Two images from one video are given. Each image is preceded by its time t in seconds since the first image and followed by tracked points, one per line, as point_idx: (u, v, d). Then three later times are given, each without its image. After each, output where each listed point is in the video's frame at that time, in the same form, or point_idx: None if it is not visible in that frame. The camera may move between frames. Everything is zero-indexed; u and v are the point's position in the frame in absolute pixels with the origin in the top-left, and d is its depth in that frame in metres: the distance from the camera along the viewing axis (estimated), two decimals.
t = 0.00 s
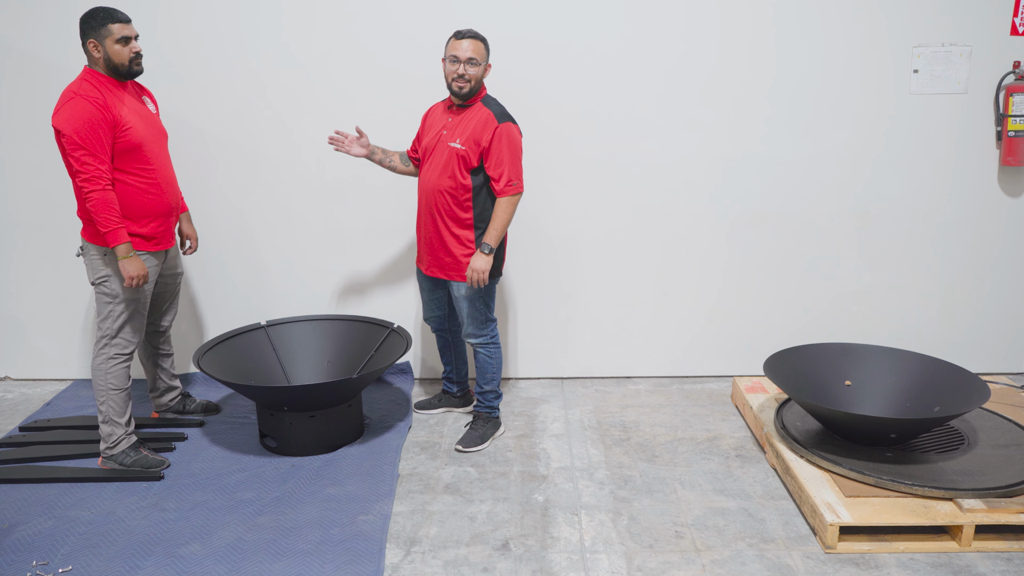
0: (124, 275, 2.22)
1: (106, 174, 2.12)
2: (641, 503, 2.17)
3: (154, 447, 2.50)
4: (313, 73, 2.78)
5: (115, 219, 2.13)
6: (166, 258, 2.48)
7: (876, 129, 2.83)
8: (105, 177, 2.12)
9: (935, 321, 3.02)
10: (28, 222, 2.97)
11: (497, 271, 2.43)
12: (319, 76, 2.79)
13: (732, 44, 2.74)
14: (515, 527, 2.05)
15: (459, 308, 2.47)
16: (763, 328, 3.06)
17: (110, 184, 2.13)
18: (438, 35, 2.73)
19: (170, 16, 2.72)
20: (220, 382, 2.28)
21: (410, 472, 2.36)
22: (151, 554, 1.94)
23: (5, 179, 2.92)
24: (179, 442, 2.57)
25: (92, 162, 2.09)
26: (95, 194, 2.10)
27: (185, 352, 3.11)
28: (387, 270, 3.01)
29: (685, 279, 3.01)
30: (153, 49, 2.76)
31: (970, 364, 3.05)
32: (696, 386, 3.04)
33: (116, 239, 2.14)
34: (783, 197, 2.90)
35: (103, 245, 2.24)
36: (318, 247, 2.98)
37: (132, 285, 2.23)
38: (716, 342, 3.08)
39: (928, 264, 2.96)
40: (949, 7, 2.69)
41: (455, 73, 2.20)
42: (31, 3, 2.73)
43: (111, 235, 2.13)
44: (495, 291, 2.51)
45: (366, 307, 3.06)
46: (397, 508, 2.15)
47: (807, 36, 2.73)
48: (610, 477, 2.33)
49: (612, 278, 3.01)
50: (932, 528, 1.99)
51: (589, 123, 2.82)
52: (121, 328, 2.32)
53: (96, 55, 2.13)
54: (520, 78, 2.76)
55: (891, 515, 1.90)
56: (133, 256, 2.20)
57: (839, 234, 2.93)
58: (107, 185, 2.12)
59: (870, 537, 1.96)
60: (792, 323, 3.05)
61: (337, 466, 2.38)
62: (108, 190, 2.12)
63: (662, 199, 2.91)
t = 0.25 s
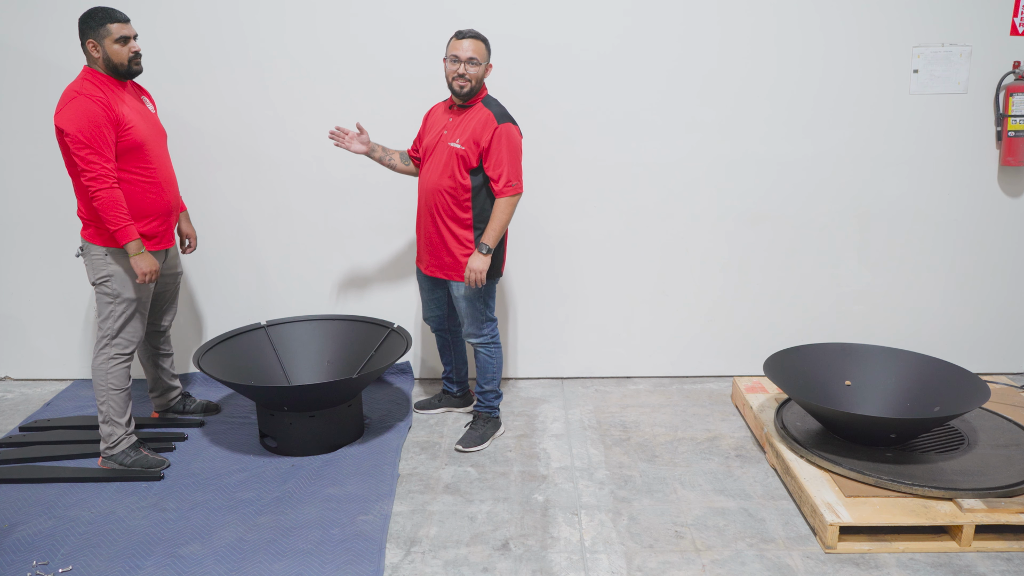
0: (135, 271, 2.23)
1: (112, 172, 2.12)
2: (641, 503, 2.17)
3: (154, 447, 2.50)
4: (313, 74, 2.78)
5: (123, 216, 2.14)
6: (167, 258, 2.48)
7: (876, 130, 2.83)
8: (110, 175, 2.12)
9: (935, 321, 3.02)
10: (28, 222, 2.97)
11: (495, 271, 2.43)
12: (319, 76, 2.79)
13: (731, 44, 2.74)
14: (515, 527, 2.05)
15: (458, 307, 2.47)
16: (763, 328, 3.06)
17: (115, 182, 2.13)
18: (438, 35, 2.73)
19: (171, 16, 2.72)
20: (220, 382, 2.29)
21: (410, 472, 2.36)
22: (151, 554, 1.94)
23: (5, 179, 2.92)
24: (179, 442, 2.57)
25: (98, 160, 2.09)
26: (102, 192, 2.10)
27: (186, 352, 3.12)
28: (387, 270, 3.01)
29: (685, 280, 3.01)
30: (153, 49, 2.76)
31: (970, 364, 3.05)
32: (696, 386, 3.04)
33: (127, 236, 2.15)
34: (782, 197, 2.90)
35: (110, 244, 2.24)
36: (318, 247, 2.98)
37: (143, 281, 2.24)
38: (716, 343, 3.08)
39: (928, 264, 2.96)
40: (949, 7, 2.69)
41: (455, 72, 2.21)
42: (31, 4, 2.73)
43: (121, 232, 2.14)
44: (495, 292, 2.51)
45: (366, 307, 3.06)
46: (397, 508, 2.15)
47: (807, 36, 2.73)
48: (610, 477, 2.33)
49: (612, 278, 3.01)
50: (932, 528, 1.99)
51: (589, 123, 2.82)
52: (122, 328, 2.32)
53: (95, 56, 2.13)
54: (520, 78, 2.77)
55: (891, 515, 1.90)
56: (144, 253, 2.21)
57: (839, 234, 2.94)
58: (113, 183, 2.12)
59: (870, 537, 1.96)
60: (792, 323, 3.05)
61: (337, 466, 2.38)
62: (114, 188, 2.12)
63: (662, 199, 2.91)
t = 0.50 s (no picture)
0: (140, 270, 2.24)
1: (115, 171, 2.12)
2: (641, 503, 2.17)
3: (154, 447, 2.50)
4: (313, 73, 2.78)
5: (127, 215, 2.14)
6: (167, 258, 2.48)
7: (876, 130, 2.83)
8: (113, 175, 2.12)
9: (935, 321, 3.02)
10: (28, 222, 2.97)
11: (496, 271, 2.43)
12: (319, 76, 2.79)
13: (731, 44, 2.74)
14: (515, 527, 2.05)
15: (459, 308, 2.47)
16: (763, 328, 3.06)
17: (118, 181, 2.14)
18: (438, 35, 2.73)
19: (170, 16, 2.72)
20: (220, 382, 2.29)
21: (410, 472, 2.36)
22: (151, 554, 1.94)
23: (5, 179, 2.92)
24: (179, 442, 2.57)
25: (100, 160, 2.09)
26: (106, 191, 2.10)
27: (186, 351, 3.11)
28: (387, 271, 3.01)
29: (685, 279, 3.01)
30: (153, 49, 2.76)
31: (970, 364, 3.05)
32: (696, 386, 3.04)
33: (132, 235, 2.15)
34: (782, 197, 2.90)
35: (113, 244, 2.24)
36: (318, 247, 2.98)
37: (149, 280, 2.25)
38: (716, 343, 3.08)
39: (928, 264, 2.96)
40: (949, 7, 2.69)
41: (454, 73, 2.21)
42: (31, 4, 2.73)
43: (127, 231, 2.14)
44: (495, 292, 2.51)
45: (366, 307, 3.06)
46: (397, 508, 2.15)
47: (807, 36, 2.73)
48: (610, 477, 2.33)
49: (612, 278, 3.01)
50: (932, 528, 1.99)
51: (589, 123, 2.82)
52: (123, 327, 2.32)
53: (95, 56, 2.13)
54: (520, 78, 2.77)
55: (891, 515, 1.90)
56: (149, 251, 2.22)
57: (839, 233, 2.94)
58: (116, 182, 2.12)
59: (870, 537, 1.96)
60: (792, 323, 3.05)
61: (337, 466, 2.38)
62: (117, 188, 2.12)
63: (662, 199, 2.91)
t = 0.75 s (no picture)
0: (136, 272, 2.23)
1: (113, 173, 2.12)
2: (641, 503, 2.17)
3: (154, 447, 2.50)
4: (313, 73, 2.78)
5: (124, 217, 2.14)
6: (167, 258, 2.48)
7: (876, 130, 2.83)
8: (111, 176, 2.12)
9: (935, 321, 3.02)
10: (28, 222, 2.97)
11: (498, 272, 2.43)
12: (319, 75, 2.79)
13: (731, 44, 2.74)
14: (515, 527, 2.06)
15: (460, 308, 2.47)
16: (763, 328, 3.06)
17: (116, 182, 2.13)
18: (437, 35, 2.73)
19: (170, 16, 2.72)
20: (220, 382, 2.29)
21: (410, 472, 2.36)
22: (151, 554, 1.94)
23: (5, 179, 2.92)
24: (179, 442, 2.57)
25: (98, 161, 2.09)
26: (103, 193, 2.10)
27: (186, 351, 3.12)
28: (387, 270, 3.01)
29: (685, 280, 3.01)
30: (153, 48, 2.76)
31: (969, 364, 3.05)
32: (696, 386, 3.04)
33: (126, 237, 2.14)
34: (782, 196, 2.90)
35: (110, 245, 2.24)
36: (318, 247, 2.98)
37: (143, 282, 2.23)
38: (716, 343, 3.09)
39: (927, 264, 2.96)
40: (948, 7, 2.69)
41: (453, 73, 2.20)
42: (31, 4, 2.73)
43: (122, 233, 2.14)
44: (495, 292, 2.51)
45: (366, 307, 3.06)
46: (397, 508, 2.16)
47: (807, 36, 2.73)
48: (610, 477, 2.33)
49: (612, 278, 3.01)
50: (932, 528, 1.99)
51: (589, 123, 2.82)
52: (122, 327, 2.32)
53: (95, 56, 2.13)
54: (520, 78, 2.77)
55: (891, 515, 1.90)
56: (144, 253, 2.21)
57: (839, 233, 2.94)
58: (114, 184, 2.12)
59: (870, 537, 1.96)
60: (792, 323, 3.05)
61: (337, 466, 2.38)
62: (115, 189, 2.12)
63: (662, 199, 2.91)
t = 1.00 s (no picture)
0: (129, 274, 2.22)
1: (110, 174, 2.12)
2: (641, 503, 2.17)
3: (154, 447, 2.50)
4: (313, 73, 2.79)
5: (119, 219, 2.13)
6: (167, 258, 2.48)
7: (876, 130, 2.83)
8: (109, 177, 2.12)
9: (935, 320, 3.02)
10: (28, 222, 2.97)
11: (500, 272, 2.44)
12: (320, 75, 2.79)
13: (731, 44, 2.74)
14: (515, 527, 2.06)
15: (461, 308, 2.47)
16: (763, 328, 3.06)
17: (113, 184, 2.13)
18: (437, 35, 2.73)
19: (170, 16, 2.72)
20: (220, 382, 2.29)
21: (410, 472, 2.36)
22: (150, 554, 1.94)
23: (5, 179, 2.92)
24: (179, 442, 2.57)
25: (96, 162, 2.09)
26: (100, 194, 2.10)
27: (186, 351, 3.12)
28: (387, 270, 3.01)
29: (685, 280, 3.01)
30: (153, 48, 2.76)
31: (969, 364, 3.05)
32: (696, 386, 3.04)
33: (121, 239, 2.14)
34: (782, 197, 2.90)
35: (107, 245, 2.24)
36: (318, 247, 2.98)
37: (136, 285, 2.23)
38: (716, 343, 3.09)
39: (927, 264, 2.96)
40: (948, 8, 2.69)
41: (451, 74, 2.20)
42: (31, 4, 2.74)
43: (116, 235, 2.13)
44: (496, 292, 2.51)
45: (367, 307, 3.06)
46: (397, 508, 2.16)
47: (807, 36, 2.73)
48: (610, 477, 2.33)
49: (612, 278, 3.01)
50: (932, 528, 1.99)
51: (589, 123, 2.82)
52: (122, 328, 2.32)
53: (95, 56, 2.13)
54: (520, 78, 2.77)
55: (891, 515, 1.90)
56: (138, 256, 2.21)
57: (839, 234, 2.94)
58: (111, 185, 2.12)
59: (870, 537, 1.96)
60: (792, 323, 3.05)
61: (337, 466, 2.38)
62: (112, 190, 2.12)
63: (662, 199, 2.91)
